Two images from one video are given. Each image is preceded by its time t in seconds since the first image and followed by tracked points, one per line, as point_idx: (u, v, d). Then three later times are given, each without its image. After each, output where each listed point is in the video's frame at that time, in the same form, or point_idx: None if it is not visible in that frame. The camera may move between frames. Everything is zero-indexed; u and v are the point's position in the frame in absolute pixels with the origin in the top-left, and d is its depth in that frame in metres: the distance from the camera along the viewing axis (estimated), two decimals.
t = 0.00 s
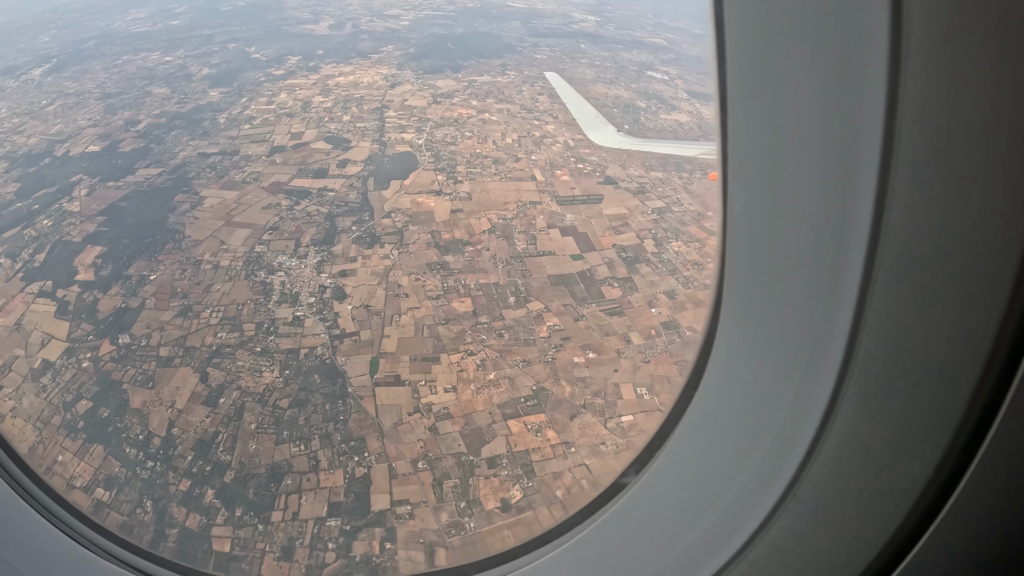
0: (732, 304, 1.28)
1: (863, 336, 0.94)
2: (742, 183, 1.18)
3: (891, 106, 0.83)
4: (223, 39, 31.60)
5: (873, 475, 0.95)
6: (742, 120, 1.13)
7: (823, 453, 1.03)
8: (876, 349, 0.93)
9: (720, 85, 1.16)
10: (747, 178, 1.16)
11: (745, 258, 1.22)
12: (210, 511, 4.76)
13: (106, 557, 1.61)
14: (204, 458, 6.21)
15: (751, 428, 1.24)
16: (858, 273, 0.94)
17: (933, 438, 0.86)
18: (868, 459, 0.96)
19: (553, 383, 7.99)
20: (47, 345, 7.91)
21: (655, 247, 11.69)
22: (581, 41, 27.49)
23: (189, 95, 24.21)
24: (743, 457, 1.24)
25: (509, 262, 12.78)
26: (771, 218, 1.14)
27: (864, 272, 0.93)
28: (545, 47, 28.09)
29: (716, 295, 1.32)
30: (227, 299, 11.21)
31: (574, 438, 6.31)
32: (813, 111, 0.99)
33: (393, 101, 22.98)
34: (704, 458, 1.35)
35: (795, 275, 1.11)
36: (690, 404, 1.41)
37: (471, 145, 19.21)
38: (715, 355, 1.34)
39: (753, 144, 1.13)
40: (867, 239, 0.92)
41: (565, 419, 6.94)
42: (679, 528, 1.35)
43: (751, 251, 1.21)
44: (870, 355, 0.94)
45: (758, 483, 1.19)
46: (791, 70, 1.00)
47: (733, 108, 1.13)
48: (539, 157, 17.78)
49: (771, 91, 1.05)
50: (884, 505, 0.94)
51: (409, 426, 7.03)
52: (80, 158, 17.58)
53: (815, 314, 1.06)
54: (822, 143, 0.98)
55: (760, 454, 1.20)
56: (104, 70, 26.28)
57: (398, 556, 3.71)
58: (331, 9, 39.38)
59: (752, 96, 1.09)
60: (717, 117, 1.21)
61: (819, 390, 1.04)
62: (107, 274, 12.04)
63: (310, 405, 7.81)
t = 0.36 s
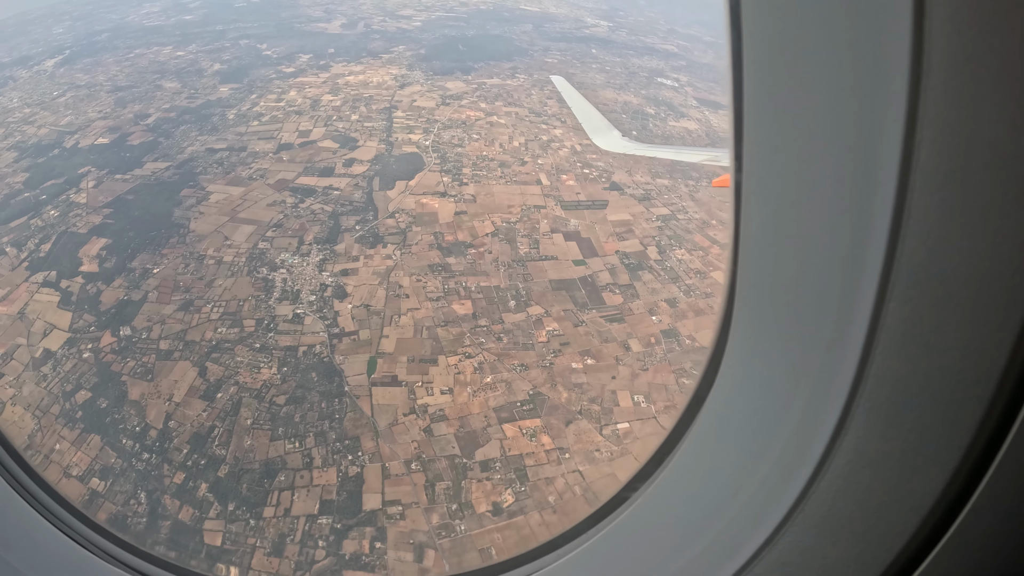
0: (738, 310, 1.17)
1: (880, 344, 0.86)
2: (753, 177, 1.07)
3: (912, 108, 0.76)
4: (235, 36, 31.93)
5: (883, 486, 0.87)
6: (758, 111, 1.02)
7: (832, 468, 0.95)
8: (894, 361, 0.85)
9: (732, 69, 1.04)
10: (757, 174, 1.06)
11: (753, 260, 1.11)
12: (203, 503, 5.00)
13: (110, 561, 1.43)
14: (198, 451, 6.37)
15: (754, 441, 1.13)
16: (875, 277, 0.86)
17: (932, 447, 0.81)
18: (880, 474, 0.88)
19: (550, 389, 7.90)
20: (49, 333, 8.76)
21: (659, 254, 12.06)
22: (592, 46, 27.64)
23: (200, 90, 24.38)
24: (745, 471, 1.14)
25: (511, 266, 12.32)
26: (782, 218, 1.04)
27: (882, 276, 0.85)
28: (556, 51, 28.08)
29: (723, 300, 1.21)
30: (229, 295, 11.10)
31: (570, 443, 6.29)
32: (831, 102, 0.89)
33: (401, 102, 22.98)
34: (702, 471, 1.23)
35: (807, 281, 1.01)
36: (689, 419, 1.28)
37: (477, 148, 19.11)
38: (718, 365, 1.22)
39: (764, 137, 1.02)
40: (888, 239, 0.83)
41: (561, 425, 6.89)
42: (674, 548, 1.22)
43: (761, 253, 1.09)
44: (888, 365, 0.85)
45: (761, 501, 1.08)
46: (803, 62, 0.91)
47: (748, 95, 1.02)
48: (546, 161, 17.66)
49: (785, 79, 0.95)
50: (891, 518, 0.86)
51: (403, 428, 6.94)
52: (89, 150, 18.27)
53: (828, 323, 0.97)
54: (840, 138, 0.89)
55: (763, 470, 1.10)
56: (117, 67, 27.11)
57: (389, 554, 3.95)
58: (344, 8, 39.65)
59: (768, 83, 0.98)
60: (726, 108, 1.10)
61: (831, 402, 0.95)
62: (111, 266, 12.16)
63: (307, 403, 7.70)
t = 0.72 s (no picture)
0: (763, 332, 1.05)
1: (898, 403, 0.73)
2: (778, 188, 0.95)
3: (961, 98, 0.61)
4: (249, 33, 32.34)
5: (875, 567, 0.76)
6: (785, 117, 0.89)
7: (831, 533, 0.84)
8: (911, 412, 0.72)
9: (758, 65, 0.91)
10: (783, 185, 0.94)
11: (776, 278, 1.01)
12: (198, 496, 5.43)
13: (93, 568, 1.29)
14: (195, 444, 6.43)
15: (762, 482, 1.02)
16: (899, 324, 0.74)
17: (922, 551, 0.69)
18: (873, 555, 0.77)
19: (547, 393, 7.81)
20: (52, 324, 9.13)
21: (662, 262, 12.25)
22: (604, 51, 27.72)
23: (211, 84, 24.58)
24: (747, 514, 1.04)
25: (513, 268, 12.10)
26: (807, 239, 0.93)
27: (908, 323, 0.72)
28: (568, 54, 28.11)
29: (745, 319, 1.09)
30: (231, 290, 11.06)
31: (564, 449, 6.28)
32: (867, 112, 0.77)
33: (411, 102, 23.04)
34: (708, 503, 1.14)
35: (833, 309, 0.89)
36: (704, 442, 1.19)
37: (484, 150, 18.92)
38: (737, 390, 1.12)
39: (788, 146, 0.90)
40: (915, 282, 0.70)
41: (556, 430, 6.87)
42: None
43: (784, 272, 0.98)
44: (906, 432, 0.73)
45: (762, 551, 0.99)
46: (832, 64, 0.79)
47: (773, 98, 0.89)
48: (553, 165, 17.66)
49: (814, 83, 0.83)
50: None
51: (399, 427, 6.80)
52: (100, 142, 18.62)
53: (849, 363, 0.85)
54: (872, 154, 0.77)
55: (766, 518, 0.99)
56: (131, 61, 27.44)
57: (378, 552, 4.53)
58: (358, 7, 40.00)
59: (796, 85, 0.85)
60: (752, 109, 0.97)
61: (840, 458, 0.84)
62: (116, 258, 12.27)
63: (303, 399, 7.68)
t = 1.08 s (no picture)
0: (779, 349, 1.03)
1: (937, 391, 0.71)
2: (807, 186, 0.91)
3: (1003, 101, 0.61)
4: (259, 31, 32.55)
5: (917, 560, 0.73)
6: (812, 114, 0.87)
7: (863, 540, 0.81)
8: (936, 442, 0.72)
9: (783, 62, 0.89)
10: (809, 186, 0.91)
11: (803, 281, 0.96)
12: (190, 489, 5.50)
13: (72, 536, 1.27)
14: (190, 439, 6.48)
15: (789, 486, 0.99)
16: (942, 316, 0.71)
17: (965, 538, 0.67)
18: (912, 549, 0.74)
19: (542, 398, 7.79)
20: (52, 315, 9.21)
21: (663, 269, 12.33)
22: (613, 56, 27.79)
23: (219, 81, 24.75)
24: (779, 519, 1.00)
25: (514, 272, 12.08)
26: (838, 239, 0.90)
27: (951, 312, 0.69)
28: (576, 59, 28.15)
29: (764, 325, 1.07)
30: (231, 286, 11.11)
31: (557, 454, 6.27)
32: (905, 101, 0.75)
33: (417, 103, 23.10)
34: (730, 519, 1.09)
35: (855, 339, 0.89)
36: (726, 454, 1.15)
37: (489, 153, 18.92)
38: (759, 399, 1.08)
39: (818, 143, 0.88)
40: (961, 267, 0.68)
41: (550, 435, 6.88)
42: None
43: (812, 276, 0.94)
44: (947, 421, 0.70)
45: (797, 558, 0.94)
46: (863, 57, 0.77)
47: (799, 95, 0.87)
48: (557, 169, 17.69)
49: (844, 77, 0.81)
50: None
51: (392, 428, 6.83)
52: (107, 136, 18.76)
53: (884, 360, 0.82)
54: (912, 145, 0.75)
55: (797, 524, 0.96)
56: (140, 55, 27.66)
57: (367, 552, 4.61)
58: (368, 8, 40.17)
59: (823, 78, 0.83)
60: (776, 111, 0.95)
61: (872, 465, 0.82)
62: (118, 252, 12.36)
63: (299, 397, 7.70)
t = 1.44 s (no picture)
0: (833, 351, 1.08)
1: (982, 398, 0.75)
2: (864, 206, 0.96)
3: None
4: (263, 32, 32.72)
5: (959, 556, 0.78)
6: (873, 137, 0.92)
7: (911, 532, 0.85)
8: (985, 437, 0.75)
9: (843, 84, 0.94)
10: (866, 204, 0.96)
11: (859, 292, 1.01)
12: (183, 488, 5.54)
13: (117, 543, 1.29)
14: (184, 437, 6.59)
15: (833, 487, 1.04)
16: (993, 328, 0.75)
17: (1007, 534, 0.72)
18: (955, 547, 0.79)
19: (536, 402, 7.79)
20: (51, 313, 9.27)
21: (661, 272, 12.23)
22: (616, 60, 27.82)
23: (222, 81, 24.87)
24: (815, 519, 1.05)
25: (511, 275, 12.08)
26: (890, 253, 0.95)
27: (1001, 326, 0.73)
28: (579, 62, 28.18)
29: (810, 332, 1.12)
30: (229, 286, 11.16)
31: (550, 458, 6.28)
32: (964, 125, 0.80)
33: (418, 105, 23.14)
34: (773, 518, 1.14)
35: (906, 341, 0.93)
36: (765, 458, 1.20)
37: (489, 155, 18.93)
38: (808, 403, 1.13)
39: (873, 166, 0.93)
40: (1012, 288, 0.73)
41: (543, 438, 6.89)
42: None
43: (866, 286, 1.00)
44: (996, 420, 0.74)
45: (839, 552, 0.98)
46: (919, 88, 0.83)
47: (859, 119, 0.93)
48: (557, 173, 17.72)
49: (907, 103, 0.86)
50: None
51: (385, 430, 6.82)
52: (109, 135, 18.86)
53: (932, 369, 0.87)
54: (967, 169, 0.80)
55: (836, 525, 1.00)
56: (144, 55, 27.86)
57: (357, 553, 4.65)
58: (372, 9, 40.33)
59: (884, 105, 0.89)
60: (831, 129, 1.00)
61: (921, 460, 0.85)
62: (118, 250, 12.43)
63: (293, 397, 7.72)
